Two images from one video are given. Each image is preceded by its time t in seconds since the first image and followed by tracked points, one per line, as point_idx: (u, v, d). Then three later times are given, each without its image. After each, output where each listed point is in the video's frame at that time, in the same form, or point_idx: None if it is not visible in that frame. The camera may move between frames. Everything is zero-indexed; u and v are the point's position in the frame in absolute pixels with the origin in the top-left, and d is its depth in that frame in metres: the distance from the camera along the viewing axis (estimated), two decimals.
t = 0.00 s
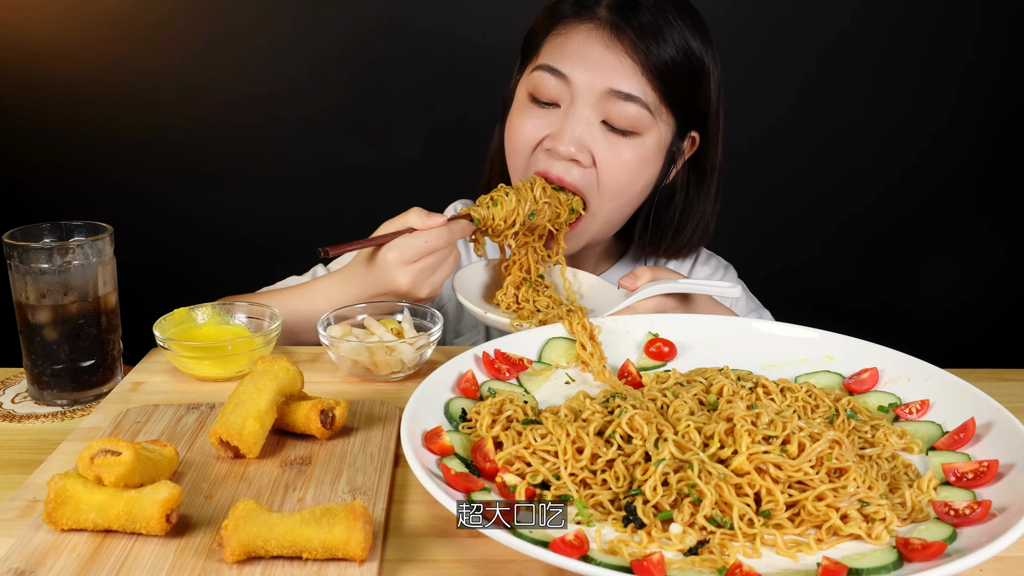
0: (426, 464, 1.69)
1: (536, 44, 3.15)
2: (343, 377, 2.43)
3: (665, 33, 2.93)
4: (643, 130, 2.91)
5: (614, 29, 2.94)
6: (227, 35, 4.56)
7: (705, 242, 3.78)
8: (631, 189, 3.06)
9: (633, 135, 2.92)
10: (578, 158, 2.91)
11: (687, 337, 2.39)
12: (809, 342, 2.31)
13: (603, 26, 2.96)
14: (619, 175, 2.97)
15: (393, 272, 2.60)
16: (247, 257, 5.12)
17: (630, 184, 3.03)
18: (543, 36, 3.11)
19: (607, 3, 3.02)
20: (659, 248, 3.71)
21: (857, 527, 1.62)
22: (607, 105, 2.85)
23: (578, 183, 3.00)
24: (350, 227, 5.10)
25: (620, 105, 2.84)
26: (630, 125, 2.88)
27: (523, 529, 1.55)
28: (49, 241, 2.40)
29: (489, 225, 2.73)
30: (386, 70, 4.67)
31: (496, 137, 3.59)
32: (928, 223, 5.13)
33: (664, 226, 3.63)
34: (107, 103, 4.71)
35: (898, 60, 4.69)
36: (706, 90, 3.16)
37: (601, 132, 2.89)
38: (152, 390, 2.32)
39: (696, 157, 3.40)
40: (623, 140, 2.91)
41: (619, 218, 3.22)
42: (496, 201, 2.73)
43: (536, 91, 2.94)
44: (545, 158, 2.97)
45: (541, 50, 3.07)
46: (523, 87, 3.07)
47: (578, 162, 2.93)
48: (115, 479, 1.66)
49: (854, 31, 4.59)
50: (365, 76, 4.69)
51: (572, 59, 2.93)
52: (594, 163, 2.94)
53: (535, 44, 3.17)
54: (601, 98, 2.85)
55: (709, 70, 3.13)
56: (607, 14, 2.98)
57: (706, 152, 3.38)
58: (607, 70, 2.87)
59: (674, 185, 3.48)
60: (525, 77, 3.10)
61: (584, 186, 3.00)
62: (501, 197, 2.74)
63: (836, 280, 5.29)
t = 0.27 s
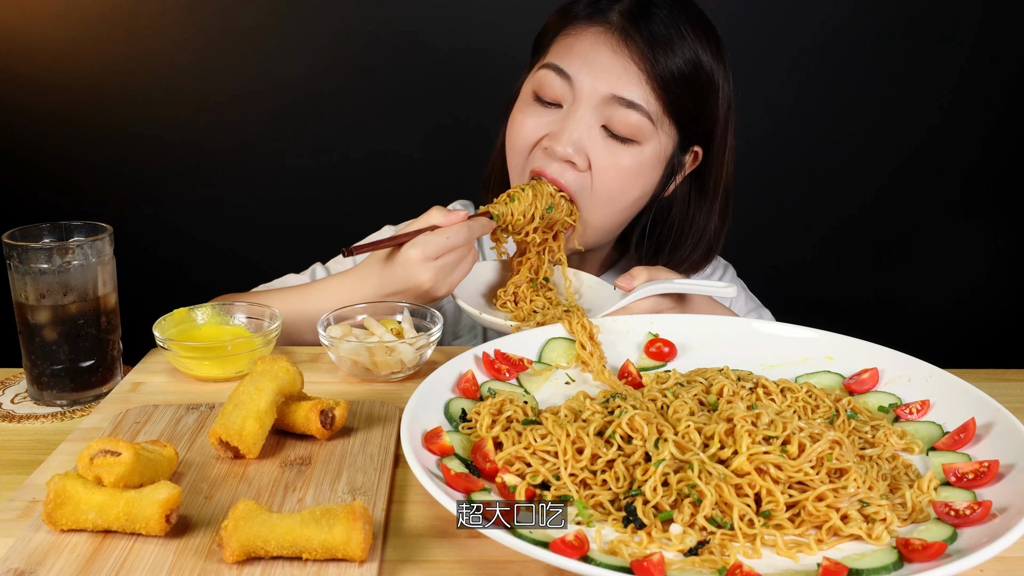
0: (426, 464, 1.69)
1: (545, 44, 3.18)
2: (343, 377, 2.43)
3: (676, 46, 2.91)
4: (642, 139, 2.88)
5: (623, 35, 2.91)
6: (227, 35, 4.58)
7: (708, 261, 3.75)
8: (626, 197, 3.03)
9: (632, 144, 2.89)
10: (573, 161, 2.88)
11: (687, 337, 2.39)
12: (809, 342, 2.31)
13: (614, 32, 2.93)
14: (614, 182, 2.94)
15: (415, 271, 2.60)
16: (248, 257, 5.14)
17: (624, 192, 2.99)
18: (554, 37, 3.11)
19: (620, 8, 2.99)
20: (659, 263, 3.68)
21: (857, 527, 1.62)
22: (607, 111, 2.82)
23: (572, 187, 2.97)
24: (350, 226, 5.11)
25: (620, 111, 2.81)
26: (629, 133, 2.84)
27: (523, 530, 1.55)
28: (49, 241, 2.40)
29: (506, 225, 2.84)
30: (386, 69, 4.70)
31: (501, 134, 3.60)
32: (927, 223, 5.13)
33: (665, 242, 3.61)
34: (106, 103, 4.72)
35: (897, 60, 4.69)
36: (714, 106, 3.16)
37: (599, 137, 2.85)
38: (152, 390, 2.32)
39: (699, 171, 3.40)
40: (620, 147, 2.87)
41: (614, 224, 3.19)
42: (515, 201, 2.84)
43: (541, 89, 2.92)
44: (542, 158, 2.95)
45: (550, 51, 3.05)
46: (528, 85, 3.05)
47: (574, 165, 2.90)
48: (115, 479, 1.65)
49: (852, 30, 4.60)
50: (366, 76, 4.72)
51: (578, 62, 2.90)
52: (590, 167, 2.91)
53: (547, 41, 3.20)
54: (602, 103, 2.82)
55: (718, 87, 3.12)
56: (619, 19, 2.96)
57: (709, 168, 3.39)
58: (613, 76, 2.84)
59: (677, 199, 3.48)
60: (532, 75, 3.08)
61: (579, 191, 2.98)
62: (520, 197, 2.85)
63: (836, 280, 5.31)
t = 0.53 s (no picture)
0: (425, 465, 1.68)
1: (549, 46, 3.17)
2: (342, 377, 2.42)
3: (677, 49, 2.91)
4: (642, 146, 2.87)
5: (625, 42, 2.90)
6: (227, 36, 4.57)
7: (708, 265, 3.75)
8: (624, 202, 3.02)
9: (632, 150, 2.87)
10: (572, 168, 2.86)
11: (687, 338, 2.39)
12: (810, 343, 2.31)
13: (616, 37, 2.93)
14: (613, 188, 2.93)
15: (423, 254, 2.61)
16: (248, 257, 5.14)
17: (622, 197, 2.98)
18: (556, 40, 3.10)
19: (622, 13, 2.99)
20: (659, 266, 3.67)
21: (857, 528, 1.62)
22: (607, 118, 2.81)
23: (571, 194, 2.95)
24: (350, 227, 5.10)
25: (620, 119, 2.80)
26: (629, 140, 2.83)
27: (523, 530, 1.54)
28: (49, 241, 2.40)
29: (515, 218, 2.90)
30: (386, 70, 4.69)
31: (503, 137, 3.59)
32: (927, 223, 5.14)
33: (665, 245, 3.60)
34: (106, 103, 4.72)
35: (898, 60, 4.69)
36: (715, 111, 3.17)
37: (599, 144, 2.84)
38: (151, 390, 2.32)
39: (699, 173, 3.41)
40: (619, 154, 2.86)
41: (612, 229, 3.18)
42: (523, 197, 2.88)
43: (542, 95, 2.90)
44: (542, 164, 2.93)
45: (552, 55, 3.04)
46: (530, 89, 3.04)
47: (574, 172, 2.88)
48: (115, 479, 1.65)
49: (852, 30, 4.60)
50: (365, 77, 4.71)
51: (579, 68, 2.88)
52: (590, 174, 2.89)
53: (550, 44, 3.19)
54: (602, 110, 2.80)
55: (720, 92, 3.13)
56: (621, 25, 2.95)
57: (709, 172, 3.40)
58: (614, 82, 2.83)
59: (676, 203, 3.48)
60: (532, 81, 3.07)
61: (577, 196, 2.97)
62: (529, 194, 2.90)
63: (836, 281, 5.31)
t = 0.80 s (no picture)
0: (425, 466, 1.68)
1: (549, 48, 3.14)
2: (342, 377, 2.42)
3: (677, 49, 2.90)
4: (644, 148, 2.87)
5: (626, 44, 2.90)
6: (227, 35, 4.58)
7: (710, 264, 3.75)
8: (626, 204, 3.03)
9: (633, 153, 2.87)
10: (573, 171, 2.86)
11: (688, 338, 2.38)
12: (810, 344, 2.31)
13: (616, 40, 2.92)
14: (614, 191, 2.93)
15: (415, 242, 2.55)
16: (248, 258, 5.14)
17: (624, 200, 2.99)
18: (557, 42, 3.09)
19: (623, 14, 2.97)
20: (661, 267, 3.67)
21: (857, 529, 1.62)
22: (608, 121, 2.81)
23: (573, 198, 2.95)
24: (350, 227, 5.10)
25: (621, 121, 2.80)
26: (629, 142, 2.82)
27: (523, 531, 1.54)
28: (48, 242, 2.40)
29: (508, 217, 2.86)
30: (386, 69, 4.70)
31: (507, 137, 3.59)
32: (927, 223, 5.14)
33: (667, 245, 3.60)
34: (105, 103, 4.72)
35: (898, 59, 4.69)
36: (716, 111, 3.16)
37: (601, 147, 2.84)
38: (151, 391, 2.32)
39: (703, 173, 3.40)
40: (621, 157, 2.86)
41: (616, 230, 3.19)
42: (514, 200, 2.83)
43: (542, 98, 2.90)
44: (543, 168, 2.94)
45: (552, 58, 3.03)
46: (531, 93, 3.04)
47: (575, 176, 2.88)
48: (114, 480, 1.65)
49: (852, 30, 4.60)
50: (365, 77, 4.71)
51: (580, 72, 2.88)
52: (591, 178, 2.89)
53: (551, 46, 3.17)
54: (603, 113, 2.80)
55: (721, 92, 3.11)
56: (621, 27, 2.94)
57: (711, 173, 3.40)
58: (614, 85, 2.83)
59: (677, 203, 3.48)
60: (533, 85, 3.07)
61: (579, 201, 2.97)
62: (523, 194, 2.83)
63: (836, 281, 5.31)
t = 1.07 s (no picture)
0: (425, 466, 1.68)
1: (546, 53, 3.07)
2: (342, 378, 2.42)
3: (674, 46, 2.85)
4: (652, 148, 2.85)
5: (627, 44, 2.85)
6: (227, 35, 4.57)
7: (723, 249, 3.78)
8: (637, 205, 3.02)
9: (641, 152, 2.85)
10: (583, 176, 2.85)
11: (688, 339, 2.38)
12: (811, 344, 2.30)
13: (613, 42, 2.86)
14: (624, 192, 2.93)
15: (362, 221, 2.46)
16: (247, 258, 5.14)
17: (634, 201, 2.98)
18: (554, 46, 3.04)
19: (617, 15, 2.91)
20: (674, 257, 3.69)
21: (859, 529, 1.61)
22: (614, 124, 2.78)
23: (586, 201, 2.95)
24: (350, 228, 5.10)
25: (627, 123, 2.77)
26: (637, 143, 2.81)
27: (523, 532, 1.54)
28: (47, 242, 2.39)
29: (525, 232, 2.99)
30: (386, 69, 4.70)
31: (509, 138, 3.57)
32: (927, 223, 5.14)
33: (678, 239, 3.61)
34: (103, 102, 4.71)
35: (898, 60, 4.68)
36: (719, 103, 3.11)
37: (609, 150, 2.82)
38: (151, 391, 2.32)
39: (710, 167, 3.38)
40: (630, 158, 2.84)
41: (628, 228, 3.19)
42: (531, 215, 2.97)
43: (545, 105, 2.87)
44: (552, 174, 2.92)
45: (551, 63, 2.99)
46: (533, 99, 3.00)
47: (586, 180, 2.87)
48: (113, 481, 1.64)
49: (852, 29, 4.59)
50: (365, 77, 4.71)
51: (583, 75, 2.85)
52: (603, 181, 2.88)
53: (547, 53, 3.09)
54: (608, 116, 2.78)
55: (722, 82, 3.06)
56: (616, 29, 2.88)
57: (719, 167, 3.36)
58: (616, 87, 2.80)
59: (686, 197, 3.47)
60: (534, 91, 3.03)
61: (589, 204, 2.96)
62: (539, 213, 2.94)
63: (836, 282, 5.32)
